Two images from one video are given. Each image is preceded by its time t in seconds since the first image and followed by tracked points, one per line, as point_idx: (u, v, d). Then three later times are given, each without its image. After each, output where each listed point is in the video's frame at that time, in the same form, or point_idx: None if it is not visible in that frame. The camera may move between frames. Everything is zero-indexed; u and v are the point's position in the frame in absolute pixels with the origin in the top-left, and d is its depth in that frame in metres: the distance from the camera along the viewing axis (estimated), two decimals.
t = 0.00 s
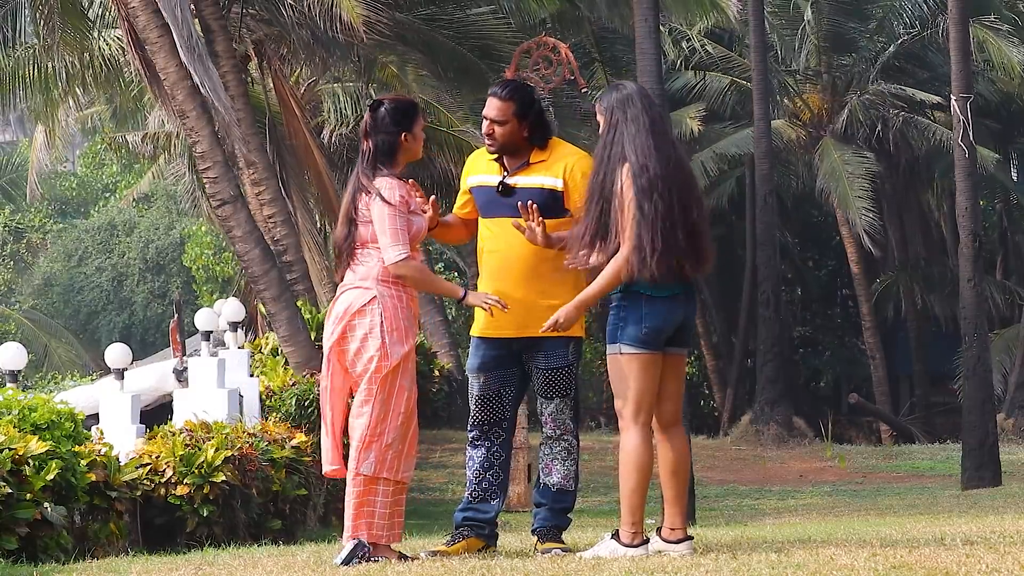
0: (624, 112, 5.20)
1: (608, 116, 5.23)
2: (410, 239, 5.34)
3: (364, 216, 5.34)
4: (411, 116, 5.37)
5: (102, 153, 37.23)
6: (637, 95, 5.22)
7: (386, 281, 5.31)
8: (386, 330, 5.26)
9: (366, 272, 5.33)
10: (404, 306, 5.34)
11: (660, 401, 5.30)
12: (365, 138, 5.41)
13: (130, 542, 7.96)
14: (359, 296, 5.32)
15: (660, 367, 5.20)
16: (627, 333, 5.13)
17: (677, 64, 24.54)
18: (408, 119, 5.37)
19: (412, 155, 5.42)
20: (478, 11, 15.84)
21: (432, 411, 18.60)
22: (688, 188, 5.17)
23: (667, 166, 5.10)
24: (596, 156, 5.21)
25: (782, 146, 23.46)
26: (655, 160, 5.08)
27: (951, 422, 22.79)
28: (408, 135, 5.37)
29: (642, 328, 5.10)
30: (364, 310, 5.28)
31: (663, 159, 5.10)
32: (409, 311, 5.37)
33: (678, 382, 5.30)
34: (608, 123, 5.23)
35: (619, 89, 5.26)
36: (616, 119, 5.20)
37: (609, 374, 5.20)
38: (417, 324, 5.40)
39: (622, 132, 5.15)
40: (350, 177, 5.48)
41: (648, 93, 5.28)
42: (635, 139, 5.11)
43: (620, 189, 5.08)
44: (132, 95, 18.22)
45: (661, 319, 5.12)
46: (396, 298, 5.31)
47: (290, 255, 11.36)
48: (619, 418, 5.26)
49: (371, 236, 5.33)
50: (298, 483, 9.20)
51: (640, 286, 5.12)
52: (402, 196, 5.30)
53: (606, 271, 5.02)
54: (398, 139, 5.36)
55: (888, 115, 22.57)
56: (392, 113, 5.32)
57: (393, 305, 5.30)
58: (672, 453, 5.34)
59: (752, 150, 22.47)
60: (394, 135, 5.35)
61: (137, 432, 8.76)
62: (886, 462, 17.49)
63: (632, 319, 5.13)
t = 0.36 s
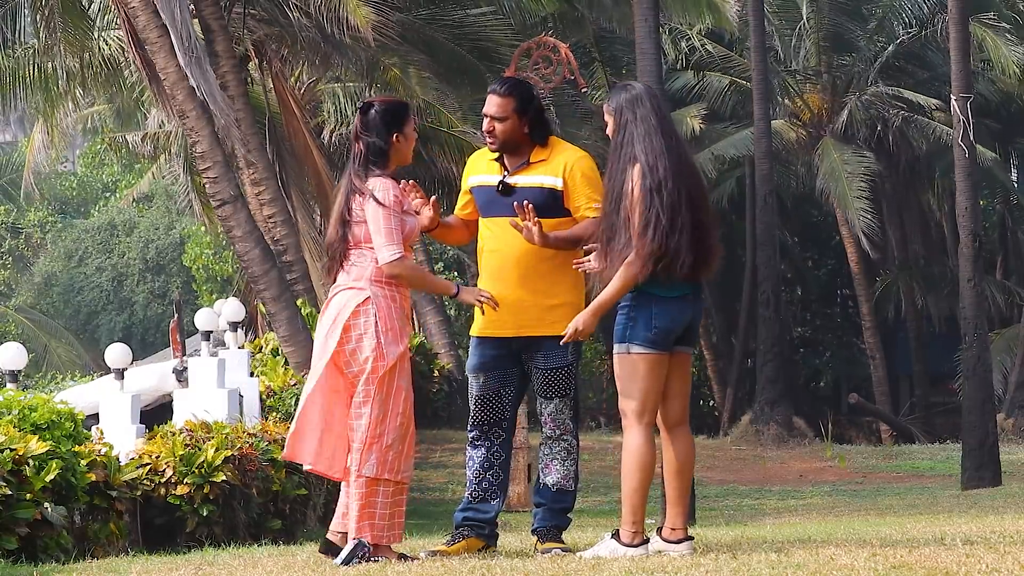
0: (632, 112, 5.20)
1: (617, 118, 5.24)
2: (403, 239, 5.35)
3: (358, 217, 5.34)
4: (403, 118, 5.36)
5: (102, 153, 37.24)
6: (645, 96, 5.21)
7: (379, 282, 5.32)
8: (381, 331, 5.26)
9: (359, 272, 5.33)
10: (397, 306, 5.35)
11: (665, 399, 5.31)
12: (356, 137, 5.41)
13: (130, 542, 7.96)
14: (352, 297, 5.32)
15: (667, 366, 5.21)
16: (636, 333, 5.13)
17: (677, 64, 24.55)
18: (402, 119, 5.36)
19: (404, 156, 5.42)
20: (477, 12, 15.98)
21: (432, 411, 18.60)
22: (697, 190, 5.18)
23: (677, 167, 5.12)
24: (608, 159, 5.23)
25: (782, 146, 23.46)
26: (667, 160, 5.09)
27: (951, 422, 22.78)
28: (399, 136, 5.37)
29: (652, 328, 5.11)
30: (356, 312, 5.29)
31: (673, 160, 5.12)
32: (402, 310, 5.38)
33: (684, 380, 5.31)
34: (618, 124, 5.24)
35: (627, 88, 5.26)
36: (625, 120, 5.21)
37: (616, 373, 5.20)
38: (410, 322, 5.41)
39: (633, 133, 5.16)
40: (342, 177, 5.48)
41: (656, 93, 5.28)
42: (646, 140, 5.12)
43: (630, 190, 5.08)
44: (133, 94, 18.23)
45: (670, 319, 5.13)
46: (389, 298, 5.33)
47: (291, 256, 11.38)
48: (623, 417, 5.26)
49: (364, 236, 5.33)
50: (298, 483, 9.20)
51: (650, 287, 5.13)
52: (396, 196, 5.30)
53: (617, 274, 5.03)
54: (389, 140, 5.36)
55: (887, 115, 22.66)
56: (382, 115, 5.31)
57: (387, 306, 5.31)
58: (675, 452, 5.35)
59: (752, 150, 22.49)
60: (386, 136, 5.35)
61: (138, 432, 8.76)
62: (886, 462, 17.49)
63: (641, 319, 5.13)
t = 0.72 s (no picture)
0: (638, 113, 5.21)
1: (623, 118, 5.25)
2: (393, 242, 5.34)
3: (349, 219, 5.34)
4: (399, 122, 5.35)
5: (102, 153, 37.24)
6: (651, 97, 5.23)
7: (373, 282, 5.32)
8: (377, 331, 5.26)
9: (352, 273, 5.33)
10: (390, 307, 5.35)
11: (669, 399, 5.31)
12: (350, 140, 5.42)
13: (130, 542, 7.96)
14: (346, 297, 5.32)
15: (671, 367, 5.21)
16: (642, 333, 5.13)
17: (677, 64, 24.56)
18: (397, 122, 5.35)
19: (398, 159, 5.41)
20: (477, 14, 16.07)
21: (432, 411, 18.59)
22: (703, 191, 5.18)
23: (683, 167, 5.12)
24: (613, 160, 5.24)
25: (782, 146, 23.47)
26: (672, 160, 5.10)
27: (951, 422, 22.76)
28: (394, 141, 5.37)
29: (658, 328, 5.11)
30: (351, 313, 5.29)
31: (680, 159, 5.13)
32: (396, 311, 5.38)
33: (688, 379, 5.31)
34: (623, 125, 5.24)
35: (632, 90, 5.27)
36: (631, 120, 5.21)
37: (620, 373, 5.19)
38: (405, 322, 5.41)
39: (639, 133, 5.17)
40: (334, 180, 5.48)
41: (661, 94, 5.29)
42: (652, 141, 5.13)
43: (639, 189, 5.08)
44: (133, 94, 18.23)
45: (675, 319, 5.13)
46: (383, 299, 5.33)
47: (291, 256, 11.30)
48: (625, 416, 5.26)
49: (355, 239, 5.34)
50: (298, 483, 9.19)
51: (656, 287, 5.13)
52: (387, 199, 5.30)
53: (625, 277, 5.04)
54: (383, 145, 5.36)
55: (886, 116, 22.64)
56: (380, 118, 5.31)
57: (381, 306, 5.31)
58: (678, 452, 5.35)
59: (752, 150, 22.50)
60: (381, 139, 5.34)
61: (138, 432, 8.76)
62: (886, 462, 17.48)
63: (647, 320, 5.13)
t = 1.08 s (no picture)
0: (643, 115, 5.21)
1: (627, 120, 5.25)
2: (379, 244, 5.34)
3: (335, 220, 5.33)
4: (394, 126, 5.36)
5: (102, 153, 37.25)
6: (656, 99, 5.23)
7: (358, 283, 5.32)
8: (365, 331, 5.28)
9: (338, 274, 5.34)
10: (377, 308, 5.36)
11: (671, 399, 5.32)
12: (345, 144, 5.42)
13: (130, 542, 7.96)
14: (332, 299, 5.33)
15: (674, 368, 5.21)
16: (646, 334, 5.13)
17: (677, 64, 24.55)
18: (393, 127, 5.36)
19: (391, 163, 5.42)
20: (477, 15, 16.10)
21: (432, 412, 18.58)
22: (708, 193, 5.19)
23: (688, 166, 5.13)
24: (618, 161, 5.24)
25: (782, 146, 23.45)
26: (678, 159, 5.11)
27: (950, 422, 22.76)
28: (389, 146, 5.37)
29: (663, 330, 5.11)
30: (338, 314, 5.30)
31: (685, 159, 5.13)
32: (382, 312, 5.39)
33: (691, 380, 5.31)
34: (629, 127, 5.24)
35: (637, 92, 5.27)
36: (637, 123, 5.21)
37: (621, 373, 5.20)
38: (392, 323, 5.42)
39: (644, 135, 5.17)
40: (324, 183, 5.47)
41: (666, 96, 5.29)
42: (657, 143, 5.13)
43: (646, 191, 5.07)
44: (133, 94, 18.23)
45: (681, 321, 5.14)
46: (370, 300, 5.34)
47: (290, 255, 11.36)
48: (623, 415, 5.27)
49: (342, 240, 5.33)
50: (298, 483, 9.19)
51: (664, 288, 5.13)
52: (374, 201, 5.28)
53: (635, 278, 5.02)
54: (377, 148, 5.36)
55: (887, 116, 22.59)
56: (377, 123, 5.32)
57: (367, 307, 5.33)
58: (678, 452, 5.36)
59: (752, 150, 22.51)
60: (375, 143, 5.35)
61: (138, 432, 8.75)
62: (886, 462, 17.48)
63: (652, 321, 5.13)
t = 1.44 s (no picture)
0: (644, 116, 5.21)
1: (628, 120, 5.26)
2: (372, 244, 5.35)
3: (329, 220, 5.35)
4: (385, 123, 5.37)
5: (102, 153, 37.27)
6: (656, 99, 5.23)
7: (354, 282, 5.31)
8: (363, 331, 5.27)
9: (334, 274, 5.33)
10: (372, 308, 5.35)
11: (671, 399, 5.32)
12: (339, 142, 5.43)
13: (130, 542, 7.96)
14: (328, 299, 5.32)
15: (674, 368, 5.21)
16: (647, 335, 5.13)
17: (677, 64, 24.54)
18: (383, 124, 5.37)
19: (385, 161, 5.42)
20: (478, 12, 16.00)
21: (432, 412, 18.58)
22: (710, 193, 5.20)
23: (690, 167, 5.13)
24: (620, 161, 5.24)
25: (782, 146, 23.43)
26: (678, 158, 5.11)
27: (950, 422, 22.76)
28: (380, 142, 5.38)
29: (664, 330, 5.11)
30: (335, 312, 5.29)
31: (686, 159, 5.13)
32: (378, 311, 5.38)
33: (692, 380, 5.31)
34: (630, 126, 5.24)
35: (638, 92, 5.27)
36: (639, 122, 5.21)
37: (619, 373, 5.21)
38: (389, 322, 5.42)
39: (646, 135, 5.17)
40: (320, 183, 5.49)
41: (667, 97, 5.29)
42: (659, 143, 5.13)
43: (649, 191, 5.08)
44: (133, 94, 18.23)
45: (683, 321, 5.13)
46: (365, 300, 5.33)
47: (290, 255, 11.34)
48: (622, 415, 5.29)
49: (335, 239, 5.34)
50: (298, 483, 9.19)
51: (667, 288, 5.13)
52: (365, 202, 5.29)
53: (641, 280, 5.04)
54: (369, 145, 5.36)
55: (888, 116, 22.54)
56: (365, 121, 5.32)
57: (363, 307, 5.31)
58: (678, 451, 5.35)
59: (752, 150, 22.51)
60: (365, 140, 5.35)
61: (137, 432, 8.76)
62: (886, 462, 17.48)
63: (654, 321, 5.12)
